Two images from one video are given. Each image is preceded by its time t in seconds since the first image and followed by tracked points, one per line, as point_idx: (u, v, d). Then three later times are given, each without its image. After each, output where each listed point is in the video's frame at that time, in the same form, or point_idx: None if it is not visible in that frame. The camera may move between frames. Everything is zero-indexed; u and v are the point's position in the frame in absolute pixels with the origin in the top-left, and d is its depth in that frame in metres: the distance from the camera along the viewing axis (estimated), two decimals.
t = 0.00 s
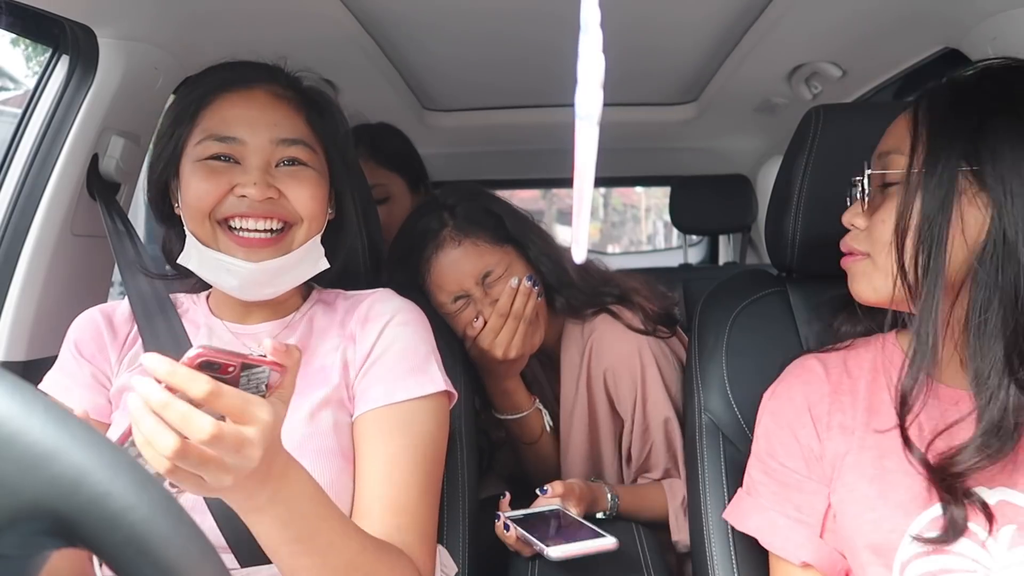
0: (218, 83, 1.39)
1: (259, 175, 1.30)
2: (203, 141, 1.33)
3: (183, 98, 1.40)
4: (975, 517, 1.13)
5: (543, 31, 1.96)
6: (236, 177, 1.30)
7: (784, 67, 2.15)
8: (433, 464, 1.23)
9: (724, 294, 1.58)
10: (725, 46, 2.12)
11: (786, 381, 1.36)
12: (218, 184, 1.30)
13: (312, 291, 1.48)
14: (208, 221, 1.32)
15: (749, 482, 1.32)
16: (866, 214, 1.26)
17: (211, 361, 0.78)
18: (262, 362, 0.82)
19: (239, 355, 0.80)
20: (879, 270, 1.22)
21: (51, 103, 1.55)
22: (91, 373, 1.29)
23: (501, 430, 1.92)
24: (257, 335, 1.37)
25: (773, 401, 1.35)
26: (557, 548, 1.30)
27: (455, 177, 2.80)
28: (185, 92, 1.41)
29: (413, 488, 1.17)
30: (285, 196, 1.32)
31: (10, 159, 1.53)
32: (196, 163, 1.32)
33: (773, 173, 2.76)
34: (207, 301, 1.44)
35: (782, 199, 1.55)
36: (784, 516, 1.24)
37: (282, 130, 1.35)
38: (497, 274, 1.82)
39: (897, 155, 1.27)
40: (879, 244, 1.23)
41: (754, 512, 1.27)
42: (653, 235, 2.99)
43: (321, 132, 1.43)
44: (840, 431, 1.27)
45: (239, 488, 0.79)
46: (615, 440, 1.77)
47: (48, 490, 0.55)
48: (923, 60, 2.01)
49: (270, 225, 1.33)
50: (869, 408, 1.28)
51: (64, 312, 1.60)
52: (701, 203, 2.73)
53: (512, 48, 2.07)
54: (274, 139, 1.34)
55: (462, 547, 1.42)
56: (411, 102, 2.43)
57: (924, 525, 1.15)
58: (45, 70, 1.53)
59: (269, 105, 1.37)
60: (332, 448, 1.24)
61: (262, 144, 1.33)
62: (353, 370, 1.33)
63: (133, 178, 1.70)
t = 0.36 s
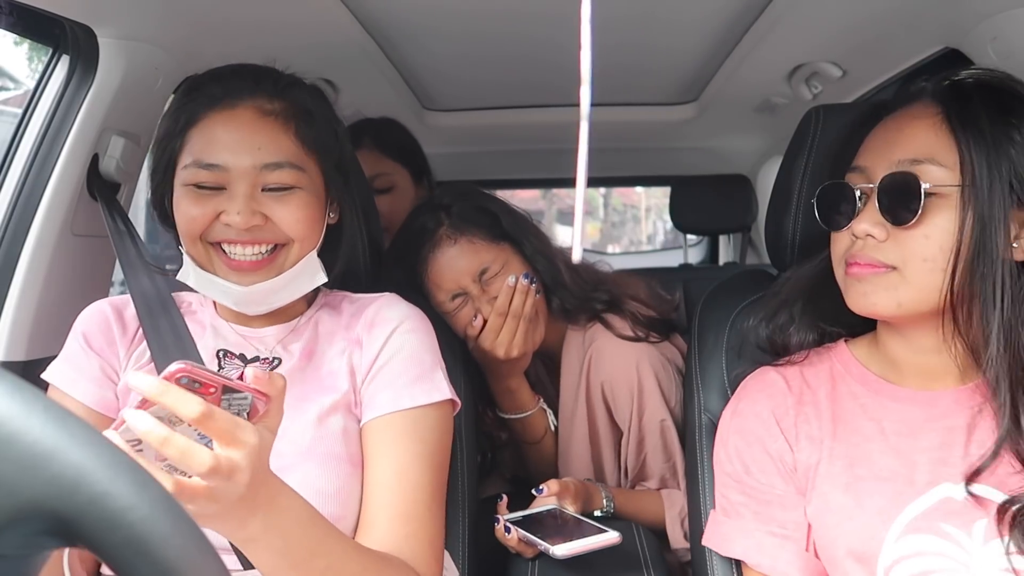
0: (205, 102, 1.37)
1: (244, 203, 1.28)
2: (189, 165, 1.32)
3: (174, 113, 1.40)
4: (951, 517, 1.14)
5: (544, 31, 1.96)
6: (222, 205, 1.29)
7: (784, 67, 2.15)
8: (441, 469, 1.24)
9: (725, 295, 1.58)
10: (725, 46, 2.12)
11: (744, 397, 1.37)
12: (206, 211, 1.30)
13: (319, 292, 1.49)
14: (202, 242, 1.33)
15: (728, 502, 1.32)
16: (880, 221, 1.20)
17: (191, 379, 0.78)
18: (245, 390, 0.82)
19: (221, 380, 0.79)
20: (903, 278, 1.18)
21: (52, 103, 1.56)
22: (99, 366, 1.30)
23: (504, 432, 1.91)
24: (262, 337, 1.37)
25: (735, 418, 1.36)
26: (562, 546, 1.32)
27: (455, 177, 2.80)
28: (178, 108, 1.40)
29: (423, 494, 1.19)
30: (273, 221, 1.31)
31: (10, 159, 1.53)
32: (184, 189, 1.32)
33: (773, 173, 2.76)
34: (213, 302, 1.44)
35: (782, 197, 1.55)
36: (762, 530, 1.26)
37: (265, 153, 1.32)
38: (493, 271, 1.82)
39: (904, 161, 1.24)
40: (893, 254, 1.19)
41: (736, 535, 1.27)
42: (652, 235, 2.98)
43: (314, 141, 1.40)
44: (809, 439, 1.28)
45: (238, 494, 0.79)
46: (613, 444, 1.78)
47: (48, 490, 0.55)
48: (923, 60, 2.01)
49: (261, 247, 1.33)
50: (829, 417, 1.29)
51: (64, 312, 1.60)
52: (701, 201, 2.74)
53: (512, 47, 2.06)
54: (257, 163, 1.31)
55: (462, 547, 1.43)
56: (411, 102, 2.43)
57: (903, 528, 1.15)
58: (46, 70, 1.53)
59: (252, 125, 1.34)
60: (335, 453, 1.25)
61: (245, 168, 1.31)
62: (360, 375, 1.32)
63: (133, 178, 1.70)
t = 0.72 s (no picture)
0: (212, 107, 1.36)
1: (249, 211, 1.28)
2: (195, 170, 1.32)
3: (181, 116, 1.40)
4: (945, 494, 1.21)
5: (543, 30, 1.96)
6: (227, 213, 1.29)
7: (784, 67, 2.15)
8: (447, 478, 1.24)
9: (725, 295, 1.58)
10: (724, 47, 2.12)
11: (742, 397, 1.39)
12: (210, 218, 1.30)
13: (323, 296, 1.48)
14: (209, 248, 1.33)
15: (731, 502, 1.30)
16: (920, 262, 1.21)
17: (231, 404, 0.80)
18: (283, 423, 0.83)
19: (259, 409, 0.82)
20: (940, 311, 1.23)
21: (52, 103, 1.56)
22: (100, 366, 1.31)
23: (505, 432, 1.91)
24: (264, 339, 1.37)
25: (732, 422, 1.36)
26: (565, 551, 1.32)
27: (455, 177, 2.80)
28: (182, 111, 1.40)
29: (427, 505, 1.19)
30: (278, 229, 1.31)
31: (10, 160, 1.54)
32: (188, 194, 1.32)
33: (773, 173, 2.75)
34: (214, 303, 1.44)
35: (781, 195, 1.55)
36: (767, 527, 1.25)
37: (272, 159, 1.31)
38: (494, 272, 1.83)
39: (913, 195, 1.26)
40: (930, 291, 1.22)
41: (741, 534, 1.26)
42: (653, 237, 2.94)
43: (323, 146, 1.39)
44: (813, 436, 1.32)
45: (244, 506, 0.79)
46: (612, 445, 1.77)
47: (48, 489, 0.55)
48: (923, 60, 2.00)
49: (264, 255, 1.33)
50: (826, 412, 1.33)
51: (65, 311, 1.61)
52: (700, 203, 2.75)
53: (512, 47, 2.06)
54: (264, 171, 1.30)
55: (462, 548, 1.43)
56: (411, 102, 2.43)
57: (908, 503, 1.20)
58: (46, 70, 1.54)
59: (259, 130, 1.33)
60: (340, 459, 1.25)
61: (251, 176, 1.30)
62: (366, 384, 1.32)
63: (133, 178, 1.70)
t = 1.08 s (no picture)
0: (239, 75, 1.40)
1: (285, 167, 1.32)
2: (227, 132, 1.34)
3: (199, 93, 1.41)
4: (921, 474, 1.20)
5: (543, 31, 1.96)
6: (262, 168, 1.31)
7: (784, 67, 2.15)
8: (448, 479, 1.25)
9: (724, 296, 1.58)
10: (725, 46, 2.12)
11: (756, 394, 1.38)
12: (241, 173, 1.31)
13: (324, 296, 1.49)
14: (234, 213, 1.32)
15: (743, 498, 1.28)
16: (936, 262, 1.21)
17: (231, 401, 0.81)
18: (286, 418, 0.85)
19: (261, 404, 0.83)
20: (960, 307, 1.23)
21: (51, 103, 1.56)
22: (100, 373, 1.30)
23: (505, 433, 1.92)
24: (264, 340, 1.36)
25: (746, 419, 1.35)
26: (567, 555, 1.32)
27: (455, 177, 2.80)
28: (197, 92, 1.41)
29: (424, 506, 1.19)
30: (310, 188, 1.34)
31: (10, 159, 1.53)
32: (218, 155, 1.33)
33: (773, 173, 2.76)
34: (213, 303, 1.44)
35: (781, 195, 1.55)
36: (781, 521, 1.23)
37: (307, 122, 1.38)
38: (495, 272, 1.83)
39: (922, 194, 1.26)
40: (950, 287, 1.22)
41: (753, 529, 1.24)
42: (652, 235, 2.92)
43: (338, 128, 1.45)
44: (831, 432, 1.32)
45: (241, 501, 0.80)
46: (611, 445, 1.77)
47: (49, 489, 0.55)
48: (923, 60, 2.00)
49: (294, 217, 1.34)
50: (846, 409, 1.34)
51: (65, 311, 1.60)
52: (701, 201, 2.76)
53: (511, 48, 2.06)
54: (300, 131, 1.36)
55: (462, 548, 1.43)
56: (411, 102, 2.44)
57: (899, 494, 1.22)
58: (45, 70, 1.53)
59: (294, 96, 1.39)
60: (339, 460, 1.25)
61: (287, 136, 1.35)
62: (365, 385, 1.32)
63: (133, 178, 1.70)
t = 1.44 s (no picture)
0: (250, 68, 1.41)
1: (300, 148, 1.34)
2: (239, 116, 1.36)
3: (206, 81, 1.41)
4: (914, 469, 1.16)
5: (543, 31, 1.96)
6: (277, 144, 1.32)
7: (784, 67, 2.15)
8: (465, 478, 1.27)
9: (725, 297, 1.58)
10: (725, 47, 2.12)
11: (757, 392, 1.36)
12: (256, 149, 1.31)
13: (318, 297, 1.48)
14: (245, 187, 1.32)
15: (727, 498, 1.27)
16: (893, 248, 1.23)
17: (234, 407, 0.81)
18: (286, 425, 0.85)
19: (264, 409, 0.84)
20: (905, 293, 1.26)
21: (51, 103, 1.55)
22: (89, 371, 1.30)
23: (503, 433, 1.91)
24: (258, 331, 1.36)
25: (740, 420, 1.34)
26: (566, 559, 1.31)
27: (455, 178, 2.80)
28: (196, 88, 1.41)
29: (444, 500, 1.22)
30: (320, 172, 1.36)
31: (9, 159, 1.53)
32: (231, 126, 1.32)
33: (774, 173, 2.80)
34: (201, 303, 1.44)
35: (781, 194, 1.54)
36: (761, 525, 1.22)
37: (317, 118, 1.41)
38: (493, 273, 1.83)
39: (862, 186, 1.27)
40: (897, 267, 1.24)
41: (733, 526, 1.23)
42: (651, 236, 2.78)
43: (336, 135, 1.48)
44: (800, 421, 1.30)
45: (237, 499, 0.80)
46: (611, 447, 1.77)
47: (48, 489, 0.55)
48: (923, 60, 2.00)
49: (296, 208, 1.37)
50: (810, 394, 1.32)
51: (64, 311, 1.60)
52: (700, 202, 2.71)
53: (512, 48, 2.06)
54: (311, 121, 1.39)
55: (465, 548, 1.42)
56: (411, 102, 2.44)
57: (869, 481, 1.18)
58: (45, 70, 1.53)
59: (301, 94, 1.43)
60: (347, 450, 1.25)
61: (298, 122, 1.37)
62: (374, 382, 1.32)
63: (133, 177, 1.70)
